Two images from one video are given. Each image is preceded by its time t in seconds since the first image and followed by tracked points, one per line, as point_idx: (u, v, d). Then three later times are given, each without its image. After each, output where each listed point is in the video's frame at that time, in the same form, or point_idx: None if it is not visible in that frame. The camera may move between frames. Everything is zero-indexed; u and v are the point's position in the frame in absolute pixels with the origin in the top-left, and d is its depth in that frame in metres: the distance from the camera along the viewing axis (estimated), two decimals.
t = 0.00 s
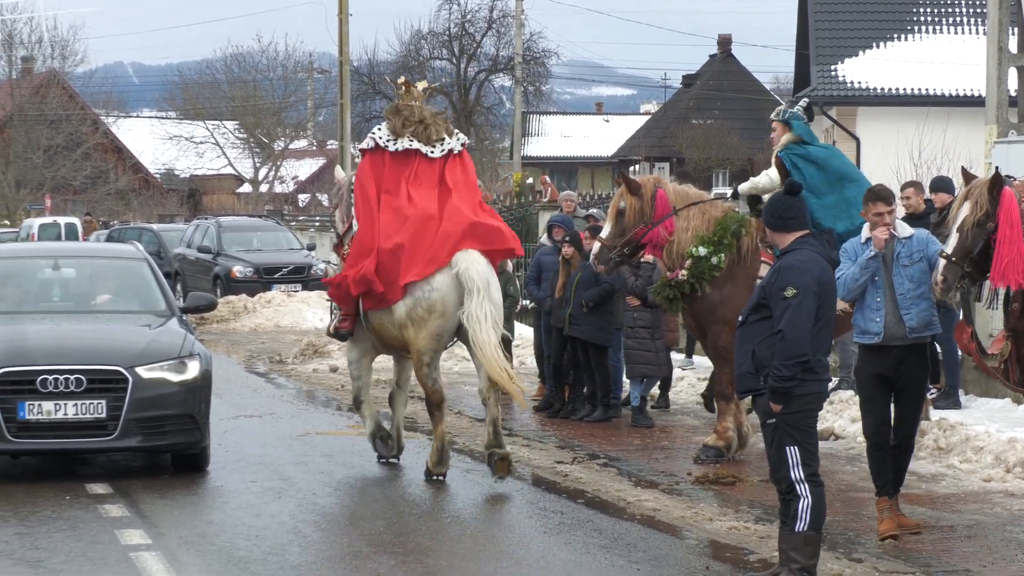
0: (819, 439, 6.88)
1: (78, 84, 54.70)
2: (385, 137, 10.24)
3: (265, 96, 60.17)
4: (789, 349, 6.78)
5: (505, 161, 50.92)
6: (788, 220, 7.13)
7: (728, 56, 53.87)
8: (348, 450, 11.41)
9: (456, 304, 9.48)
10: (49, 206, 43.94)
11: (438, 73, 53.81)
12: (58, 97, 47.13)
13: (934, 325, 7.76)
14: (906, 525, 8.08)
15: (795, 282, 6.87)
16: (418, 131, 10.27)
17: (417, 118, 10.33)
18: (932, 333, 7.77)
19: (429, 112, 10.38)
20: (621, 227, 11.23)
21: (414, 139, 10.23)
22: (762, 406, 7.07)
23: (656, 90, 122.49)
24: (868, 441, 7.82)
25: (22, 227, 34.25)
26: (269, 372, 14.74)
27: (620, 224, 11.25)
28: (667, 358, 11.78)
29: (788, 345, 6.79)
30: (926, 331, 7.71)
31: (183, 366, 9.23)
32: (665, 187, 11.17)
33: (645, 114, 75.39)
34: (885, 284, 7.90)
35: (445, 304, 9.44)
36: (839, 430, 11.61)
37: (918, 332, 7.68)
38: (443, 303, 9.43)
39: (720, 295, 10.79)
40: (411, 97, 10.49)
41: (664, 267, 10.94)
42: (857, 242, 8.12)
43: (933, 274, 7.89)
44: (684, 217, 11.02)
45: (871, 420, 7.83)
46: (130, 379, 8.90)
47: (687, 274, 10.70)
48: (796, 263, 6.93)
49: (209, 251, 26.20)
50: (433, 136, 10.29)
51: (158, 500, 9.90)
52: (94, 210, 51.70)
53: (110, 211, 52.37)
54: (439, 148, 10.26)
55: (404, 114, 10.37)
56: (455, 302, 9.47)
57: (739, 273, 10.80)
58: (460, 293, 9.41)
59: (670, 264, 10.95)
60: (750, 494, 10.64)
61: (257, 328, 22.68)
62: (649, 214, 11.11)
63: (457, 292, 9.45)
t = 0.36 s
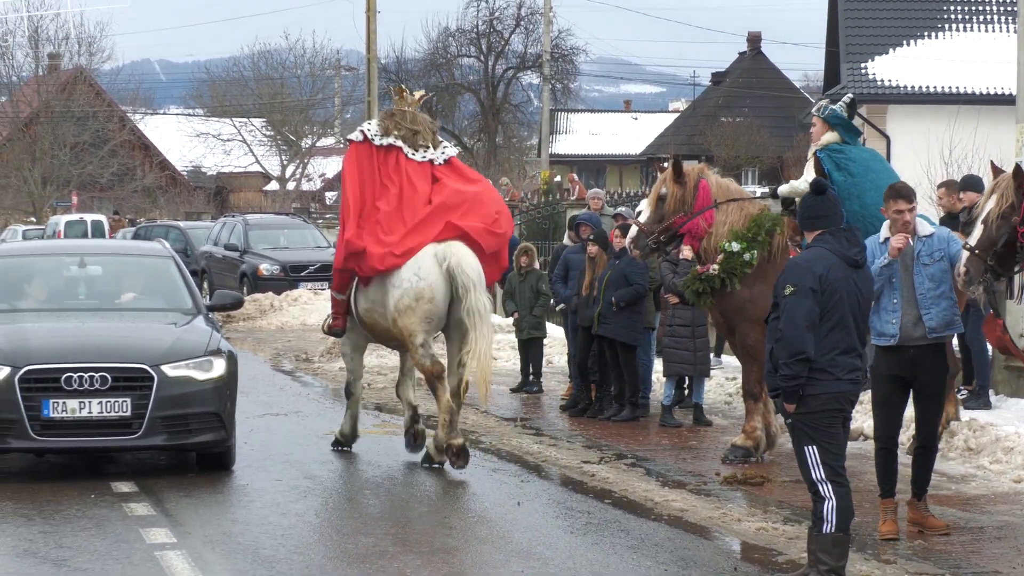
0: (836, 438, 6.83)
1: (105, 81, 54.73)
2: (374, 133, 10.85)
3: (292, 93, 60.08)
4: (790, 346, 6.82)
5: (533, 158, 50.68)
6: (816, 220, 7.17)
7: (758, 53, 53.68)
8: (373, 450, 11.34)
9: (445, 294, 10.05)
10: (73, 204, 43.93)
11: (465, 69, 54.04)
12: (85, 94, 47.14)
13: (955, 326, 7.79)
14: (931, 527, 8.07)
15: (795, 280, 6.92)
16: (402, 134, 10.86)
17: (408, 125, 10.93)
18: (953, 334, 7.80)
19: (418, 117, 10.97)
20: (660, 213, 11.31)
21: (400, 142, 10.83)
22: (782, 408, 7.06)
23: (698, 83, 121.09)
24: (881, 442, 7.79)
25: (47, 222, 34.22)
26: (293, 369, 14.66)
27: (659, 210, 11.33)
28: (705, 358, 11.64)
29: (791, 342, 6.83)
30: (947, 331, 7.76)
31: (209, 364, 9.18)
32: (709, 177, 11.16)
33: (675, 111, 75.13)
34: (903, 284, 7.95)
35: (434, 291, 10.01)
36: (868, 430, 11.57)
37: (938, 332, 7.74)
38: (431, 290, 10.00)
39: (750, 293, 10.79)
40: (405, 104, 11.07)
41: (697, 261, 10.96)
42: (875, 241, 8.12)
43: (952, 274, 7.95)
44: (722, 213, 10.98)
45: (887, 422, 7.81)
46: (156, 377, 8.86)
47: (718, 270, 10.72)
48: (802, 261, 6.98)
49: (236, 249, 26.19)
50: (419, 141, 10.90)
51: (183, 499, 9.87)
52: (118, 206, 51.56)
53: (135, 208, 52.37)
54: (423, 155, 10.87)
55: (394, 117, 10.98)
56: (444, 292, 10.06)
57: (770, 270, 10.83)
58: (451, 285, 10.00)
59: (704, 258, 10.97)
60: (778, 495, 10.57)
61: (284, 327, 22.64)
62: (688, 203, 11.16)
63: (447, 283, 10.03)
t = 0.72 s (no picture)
0: (860, 449, 6.52)
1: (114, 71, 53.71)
2: (351, 131, 10.87)
3: (306, 82, 59.04)
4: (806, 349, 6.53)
5: (555, 150, 49.42)
6: (854, 215, 6.81)
7: (796, 39, 52.60)
8: (391, 457, 10.74)
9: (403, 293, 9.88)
10: (78, 198, 42.75)
11: (487, 57, 53.07)
12: (89, 82, 45.39)
13: (999, 326, 7.38)
14: (980, 538, 7.59)
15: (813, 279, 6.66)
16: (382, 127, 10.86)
17: (387, 118, 10.91)
18: (996, 334, 7.39)
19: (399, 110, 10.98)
20: (693, 209, 10.66)
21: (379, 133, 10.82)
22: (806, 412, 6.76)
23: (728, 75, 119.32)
24: (920, 449, 7.45)
25: (51, 217, 33.45)
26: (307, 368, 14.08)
27: (692, 206, 10.69)
28: (752, 359, 11.15)
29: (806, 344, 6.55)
30: (991, 333, 7.34)
31: (217, 365, 8.50)
32: (744, 170, 10.51)
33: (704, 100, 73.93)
34: (944, 282, 7.50)
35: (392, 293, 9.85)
36: (911, 435, 10.99)
37: (982, 334, 7.32)
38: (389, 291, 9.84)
39: (788, 292, 10.23)
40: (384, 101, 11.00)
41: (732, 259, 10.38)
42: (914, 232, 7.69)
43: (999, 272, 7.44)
44: (760, 207, 10.41)
45: (927, 428, 7.44)
46: (162, 380, 8.19)
47: (754, 267, 10.15)
48: (828, 258, 6.68)
49: (247, 245, 25.61)
50: (399, 132, 10.87)
51: (192, 507, 9.31)
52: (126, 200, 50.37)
53: (143, 202, 51.29)
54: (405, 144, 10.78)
55: (376, 109, 11.00)
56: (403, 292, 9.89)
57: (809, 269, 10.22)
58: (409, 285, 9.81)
59: (740, 256, 10.39)
60: (818, 504, 10.00)
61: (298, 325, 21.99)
62: (724, 198, 10.51)
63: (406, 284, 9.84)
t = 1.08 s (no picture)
0: (935, 448, 5.98)
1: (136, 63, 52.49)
2: (363, 127, 10.47)
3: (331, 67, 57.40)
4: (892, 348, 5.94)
5: (595, 136, 46.96)
6: (922, 204, 6.22)
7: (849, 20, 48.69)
8: (425, 462, 10.15)
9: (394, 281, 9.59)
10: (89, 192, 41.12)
11: (523, 40, 50.81)
12: (102, 68, 43.96)
13: None
14: None
15: (897, 274, 6.02)
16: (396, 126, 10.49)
17: (403, 116, 10.53)
18: None
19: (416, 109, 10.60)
20: (744, 197, 10.05)
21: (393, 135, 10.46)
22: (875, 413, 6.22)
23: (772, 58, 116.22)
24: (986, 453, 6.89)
25: (64, 211, 32.56)
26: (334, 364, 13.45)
27: (742, 193, 10.07)
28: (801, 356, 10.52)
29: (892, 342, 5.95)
30: None
31: (236, 367, 7.85)
32: (797, 156, 9.93)
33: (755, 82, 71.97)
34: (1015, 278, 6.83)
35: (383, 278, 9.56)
36: (973, 437, 10.35)
37: None
38: (380, 277, 9.55)
39: (842, 287, 9.62)
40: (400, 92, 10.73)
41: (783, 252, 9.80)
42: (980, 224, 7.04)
43: None
44: (814, 196, 9.81)
45: (993, 430, 6.87)
46: (177, 382, 7.55)
47: (808, 260, 9.56)
48: (905, 253, 6.05)
49: (270, 240, 23.74)
50: (413, 132, 10.50)
51: (213, 515, 8.74)
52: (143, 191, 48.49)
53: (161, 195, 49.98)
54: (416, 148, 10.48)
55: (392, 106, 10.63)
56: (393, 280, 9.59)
57: (864, 263, 9.63)
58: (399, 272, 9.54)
59: (791, 250, 9.82)
60: (876, 511, 9.37)
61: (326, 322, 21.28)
62: (776, 185, 9.94)
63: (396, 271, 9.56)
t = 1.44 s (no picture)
0: None
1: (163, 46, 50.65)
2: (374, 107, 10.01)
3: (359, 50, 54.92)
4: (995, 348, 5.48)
5: (641, 122, 44.03)
6: (989, 190, 5.79)
7: None
8: (461, 469, 9.52)
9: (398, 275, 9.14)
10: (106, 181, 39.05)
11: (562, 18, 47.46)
12: (117, 51, 41.53)
13: None
14: None
15: (997, 266, 5.55)
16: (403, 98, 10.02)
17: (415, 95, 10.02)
18: None
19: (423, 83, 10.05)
20: (800, 183, 9.43)
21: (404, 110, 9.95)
22: (952, 415, 5.78)
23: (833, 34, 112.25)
24: None
25: (79, 203, 31.46)
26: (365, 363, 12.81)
27: (798, 180, 9.45)
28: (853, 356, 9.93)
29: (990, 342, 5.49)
30: None
31: (254, 370, 7.21)
32: (857, 140, 9.25)
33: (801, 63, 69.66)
34: None
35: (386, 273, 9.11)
36: None
37: None
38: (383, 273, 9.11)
39: (903, 281, 8.96)
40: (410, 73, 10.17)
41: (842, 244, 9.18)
42: None
43: None
44: (876, 185, 9.17)
45: None
46: (191, 386, 6.91)
47: (867, 252, 8.94)
48: (997, 244, 5.61)
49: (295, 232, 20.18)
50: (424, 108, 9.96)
51: (236, 524, 8.13)
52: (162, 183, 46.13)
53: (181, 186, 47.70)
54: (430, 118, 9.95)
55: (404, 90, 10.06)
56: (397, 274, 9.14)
57: (928, 257, 8.97)
58: (399, 266, 9.08)
59: (851, 241, 9.18)
60: (943, 517, 8.73)
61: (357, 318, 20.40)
62: (834, 172, 9.29)
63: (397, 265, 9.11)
